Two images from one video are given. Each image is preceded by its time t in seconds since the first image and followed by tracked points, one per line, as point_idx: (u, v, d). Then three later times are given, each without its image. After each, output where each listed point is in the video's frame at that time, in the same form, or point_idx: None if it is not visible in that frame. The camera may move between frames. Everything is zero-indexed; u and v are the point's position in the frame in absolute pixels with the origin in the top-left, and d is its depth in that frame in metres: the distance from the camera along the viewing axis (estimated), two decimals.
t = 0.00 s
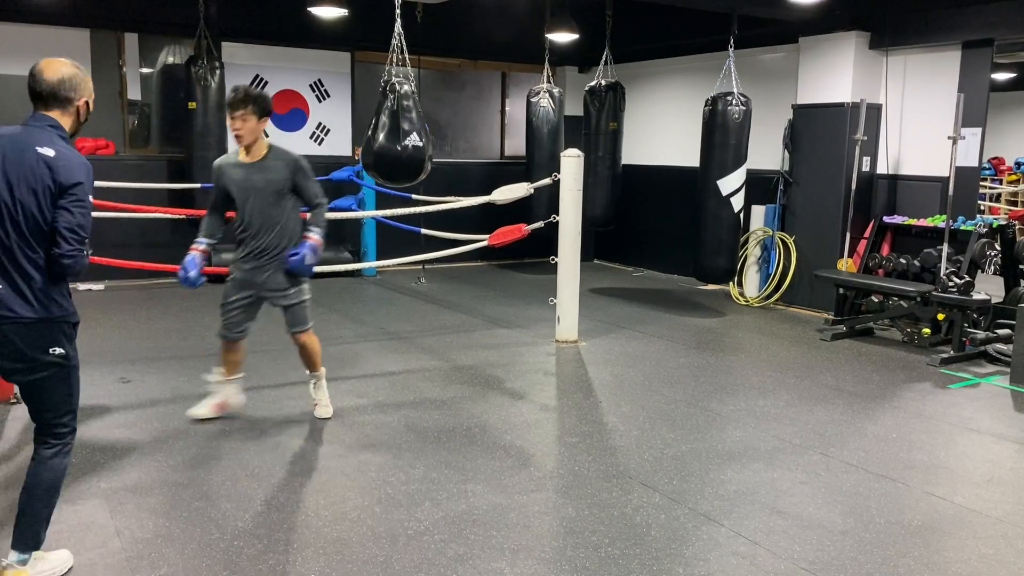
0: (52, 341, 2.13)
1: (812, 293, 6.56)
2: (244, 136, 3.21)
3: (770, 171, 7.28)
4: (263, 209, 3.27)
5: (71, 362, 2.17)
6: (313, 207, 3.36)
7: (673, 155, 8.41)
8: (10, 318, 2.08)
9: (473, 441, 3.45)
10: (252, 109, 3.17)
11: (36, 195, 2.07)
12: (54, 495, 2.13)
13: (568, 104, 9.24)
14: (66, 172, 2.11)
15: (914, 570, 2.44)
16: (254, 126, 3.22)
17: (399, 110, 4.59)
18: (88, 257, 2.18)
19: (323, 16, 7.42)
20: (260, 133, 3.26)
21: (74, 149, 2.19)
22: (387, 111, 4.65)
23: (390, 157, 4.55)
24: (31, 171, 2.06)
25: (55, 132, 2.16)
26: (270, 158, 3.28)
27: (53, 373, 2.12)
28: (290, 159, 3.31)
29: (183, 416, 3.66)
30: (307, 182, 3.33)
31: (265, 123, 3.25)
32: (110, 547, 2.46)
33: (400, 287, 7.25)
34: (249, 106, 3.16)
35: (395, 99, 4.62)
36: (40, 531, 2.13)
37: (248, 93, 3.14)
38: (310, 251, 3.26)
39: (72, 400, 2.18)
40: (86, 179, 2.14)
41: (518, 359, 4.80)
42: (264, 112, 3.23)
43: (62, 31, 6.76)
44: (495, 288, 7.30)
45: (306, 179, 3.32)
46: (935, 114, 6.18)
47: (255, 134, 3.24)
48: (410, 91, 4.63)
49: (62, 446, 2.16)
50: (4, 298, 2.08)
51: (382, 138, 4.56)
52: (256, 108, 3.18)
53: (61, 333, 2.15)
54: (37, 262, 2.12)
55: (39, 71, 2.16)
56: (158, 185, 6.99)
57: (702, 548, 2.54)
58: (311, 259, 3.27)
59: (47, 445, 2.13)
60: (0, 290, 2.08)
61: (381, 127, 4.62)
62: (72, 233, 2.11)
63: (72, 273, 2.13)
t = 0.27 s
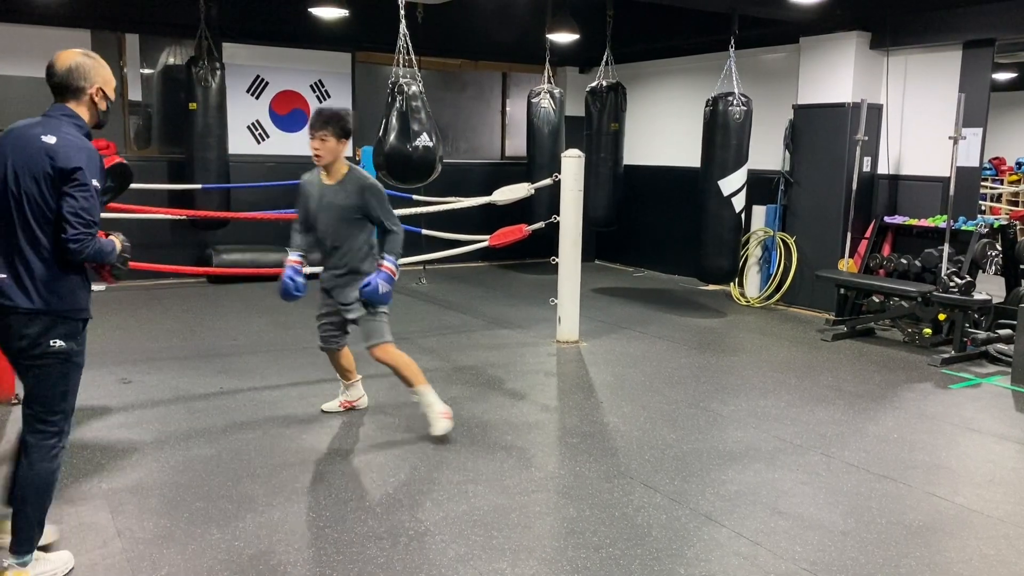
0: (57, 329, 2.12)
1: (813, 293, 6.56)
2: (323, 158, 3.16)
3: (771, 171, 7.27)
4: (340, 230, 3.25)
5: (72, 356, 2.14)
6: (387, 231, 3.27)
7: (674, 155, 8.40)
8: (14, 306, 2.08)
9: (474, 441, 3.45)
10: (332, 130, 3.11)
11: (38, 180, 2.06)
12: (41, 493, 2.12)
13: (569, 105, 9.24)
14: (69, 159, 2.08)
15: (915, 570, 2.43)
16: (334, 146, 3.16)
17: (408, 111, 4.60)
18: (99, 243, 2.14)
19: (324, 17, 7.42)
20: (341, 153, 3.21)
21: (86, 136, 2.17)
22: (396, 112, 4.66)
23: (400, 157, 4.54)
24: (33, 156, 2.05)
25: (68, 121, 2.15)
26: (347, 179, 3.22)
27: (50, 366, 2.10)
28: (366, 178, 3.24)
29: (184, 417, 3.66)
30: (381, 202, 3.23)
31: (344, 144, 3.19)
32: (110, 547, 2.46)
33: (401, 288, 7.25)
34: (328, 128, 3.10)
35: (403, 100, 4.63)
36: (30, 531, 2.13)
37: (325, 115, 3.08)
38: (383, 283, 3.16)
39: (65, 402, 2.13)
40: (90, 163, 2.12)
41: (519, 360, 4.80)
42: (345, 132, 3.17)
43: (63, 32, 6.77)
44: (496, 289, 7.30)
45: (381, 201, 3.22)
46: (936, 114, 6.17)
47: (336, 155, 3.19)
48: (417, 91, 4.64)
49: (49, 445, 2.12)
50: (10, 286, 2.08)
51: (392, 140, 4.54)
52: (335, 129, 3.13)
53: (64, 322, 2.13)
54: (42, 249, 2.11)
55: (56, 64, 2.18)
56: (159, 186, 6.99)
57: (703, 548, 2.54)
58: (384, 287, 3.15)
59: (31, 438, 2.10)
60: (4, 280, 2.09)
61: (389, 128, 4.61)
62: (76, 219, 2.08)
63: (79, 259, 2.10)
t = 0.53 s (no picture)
0: (96, 329, 2.19)
1: (814, 293, 6.55)
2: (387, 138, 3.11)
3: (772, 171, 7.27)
4: (403, 210, 3.19)
5: (112, 354, 2.21)
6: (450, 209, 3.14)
7: (675, 156, 8.40)
8: (56, 306, 2.17)
9: (475, 441, 3.45)
10: (395, 109, 3.05)
11: (71, 183, 2.13)
12: (58, 488, 2.15)
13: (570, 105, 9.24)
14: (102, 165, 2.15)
15: (917, 570, 2.43)
16: (399, 127, 3.10)
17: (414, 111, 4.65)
18: (130, 242, 2.18)
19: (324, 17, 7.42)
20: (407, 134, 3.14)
21: (120, 141, 2.23)
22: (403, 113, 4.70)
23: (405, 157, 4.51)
24: (67, 161, 2.13)
25: (104, 127, 2.22)
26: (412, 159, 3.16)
27: (89, 362, 2.18)
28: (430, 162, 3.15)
29: (185, 417, 3.66)
30: (442, 185, 3.13)
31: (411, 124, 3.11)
32: (111, 548, 2.46)
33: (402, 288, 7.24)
34: (391, 106, 3.04)
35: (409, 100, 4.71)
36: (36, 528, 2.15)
37: (387, 94, 3.04)
38: (393, 219, 3.09)
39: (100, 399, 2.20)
40: (120, 164, 2.16)
41: (521, 360, 4.80)
42: (411, 111, 3.09)
43: (64, 32, 6.77)
44: (497, 289, 7.29)
45: (443, 184, 3.13)
46: (937, 114, 6.17)
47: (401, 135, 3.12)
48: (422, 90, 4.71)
49: (83, 440, 2.18)
50: (54, 287, 2.17)
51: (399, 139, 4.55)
52: (399, 108, 3.06)
53: (103, 321, 2.20)
54: (79, 252, 2.18)
55: (93, 73, 2.25)
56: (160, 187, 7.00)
57: (704, 548, 2.54)
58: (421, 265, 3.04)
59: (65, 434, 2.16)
60: (49, 282, 2.19)
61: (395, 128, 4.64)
62: (107, 219, 2.13)
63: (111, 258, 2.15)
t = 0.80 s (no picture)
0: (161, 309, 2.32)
1: (815, 293, 6.55)
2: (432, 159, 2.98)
3: (773, 171, 7.27)
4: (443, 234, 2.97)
5: (181, 334, 2.34)
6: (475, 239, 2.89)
7: (676, 156, 8.40)
8: (120, 291, 2.31)
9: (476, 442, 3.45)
10: (438, 129, 2.93)
11: (122, 174, 2.27)
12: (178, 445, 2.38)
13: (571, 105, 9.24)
14: (144, 152, 2.26)
15: (918, 570, 2.43)
16: (443, 147, 2.96)
17: (413, 112, 4.67)
18: (180, 224, 2.29)
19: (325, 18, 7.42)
20: (453, 155, 2.98)
21: (165, 132, 2.35)
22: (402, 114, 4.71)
23: (405, 158, 4.51)
24: (116, 153, 2.27)
25: (149, 120, 2.35)
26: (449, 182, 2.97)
27: (166, 345, 2.34)
28: (467, 184, 2.91)
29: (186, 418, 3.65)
30: (473, 208, 2.89)
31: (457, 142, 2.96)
32: (113, 549, 2.46)
33: (403, 289, 7.24)
34: (434, 126, 2.92)
35: (408, 101, 4.73)
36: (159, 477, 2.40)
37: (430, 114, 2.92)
38: (411, 229, 2.84)
39: (198, 371, 2.38)
40: (163, 153, 2.28)
41: (522, 361, 4.80)
42: (457, 133, 2.95)
43: (65, 34, 6.77)
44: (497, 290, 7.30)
45: (469, 206, 2.89)
46: (937, 114, 6.17)
47: (448, 157, 2.98)
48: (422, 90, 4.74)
49: (199, 405, 2.39)
50: (116, 273, 2.31)
51: (398, 140, 4.55)
52: (443, 128, 2.93)
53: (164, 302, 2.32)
54: (133, 239, 2.30)
55: (147, 70, 2.40)
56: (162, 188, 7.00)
57: (705, 548, 2.54)
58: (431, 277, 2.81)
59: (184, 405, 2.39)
60: (112, 269, 2.33)
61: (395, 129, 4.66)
62: (156, 203, 2.25)
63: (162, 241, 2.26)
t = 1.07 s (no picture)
0: (224, 309, 2.41)
1: (817, 293, 6.55)
2: (457, 143, 2.86)
3: (774, 171, 7.27)
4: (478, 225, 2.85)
5: (244, 331, 2.42)
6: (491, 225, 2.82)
7: (677, 156, 8.39)
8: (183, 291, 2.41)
9: (477, 443, 3.45)
10: (459, 111, 2.80)
11: (187, 181, 2.38)
12: (282, 444, 2.48)
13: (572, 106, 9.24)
14: (206, 160, 2.36)
15: (921, 570, 2.43)
16: (466, 131, 2.83)
17: (409, 114, 4.67)
18: (241, 229, 2.38)
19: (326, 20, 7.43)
20: (477, 138, 2.85)
21: (226, 140, 2.46)
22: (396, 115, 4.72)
23: (399, 158, 4.45)
24: (180, 161, 2.38)
25: (213, 127, 2.47)
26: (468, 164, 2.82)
27: (233, 340, 2.41)
28: (479, 162, 2.77)
29: (188, 420, 3.65)
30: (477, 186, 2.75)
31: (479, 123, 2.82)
32: (116, 550, 2.46)
33: (405, 290, 7.25)
34: (454, 108, 2.79)
35: (402, 102, 4.76)
36: (298, 473, 2.54)
37: (450, 94, 2.79)
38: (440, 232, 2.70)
39: (265, 366, 2.45)
40: (222, 161, 2.37)
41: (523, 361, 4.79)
42: (479, 115, 2.80)
43: (66, 35, 6.78)
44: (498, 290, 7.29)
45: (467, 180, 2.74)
46: (939, 114, 6.17)
47: (472, 140, 2.85)
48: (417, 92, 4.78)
49: (273, 401, 2.46)
50: (179, 274, 2.41)
51: (391, 142, 4.53)
52: (464, 110, 2.79)
53: (226, 302, 2.41)
54: (195, 243, 2.40)
55: (216, 76, 2.49)
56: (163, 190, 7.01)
57: (708, 549, 2.53)
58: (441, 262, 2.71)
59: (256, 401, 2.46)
60: (176, 272, 2.42)
61: (388, 130, 4.65)
62: (217, 210, 2.35)
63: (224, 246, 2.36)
